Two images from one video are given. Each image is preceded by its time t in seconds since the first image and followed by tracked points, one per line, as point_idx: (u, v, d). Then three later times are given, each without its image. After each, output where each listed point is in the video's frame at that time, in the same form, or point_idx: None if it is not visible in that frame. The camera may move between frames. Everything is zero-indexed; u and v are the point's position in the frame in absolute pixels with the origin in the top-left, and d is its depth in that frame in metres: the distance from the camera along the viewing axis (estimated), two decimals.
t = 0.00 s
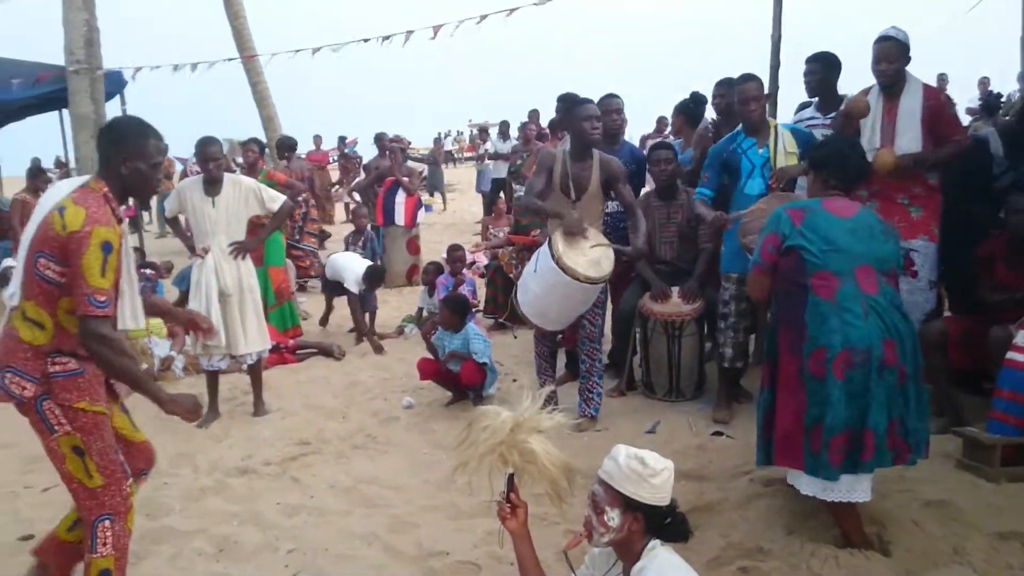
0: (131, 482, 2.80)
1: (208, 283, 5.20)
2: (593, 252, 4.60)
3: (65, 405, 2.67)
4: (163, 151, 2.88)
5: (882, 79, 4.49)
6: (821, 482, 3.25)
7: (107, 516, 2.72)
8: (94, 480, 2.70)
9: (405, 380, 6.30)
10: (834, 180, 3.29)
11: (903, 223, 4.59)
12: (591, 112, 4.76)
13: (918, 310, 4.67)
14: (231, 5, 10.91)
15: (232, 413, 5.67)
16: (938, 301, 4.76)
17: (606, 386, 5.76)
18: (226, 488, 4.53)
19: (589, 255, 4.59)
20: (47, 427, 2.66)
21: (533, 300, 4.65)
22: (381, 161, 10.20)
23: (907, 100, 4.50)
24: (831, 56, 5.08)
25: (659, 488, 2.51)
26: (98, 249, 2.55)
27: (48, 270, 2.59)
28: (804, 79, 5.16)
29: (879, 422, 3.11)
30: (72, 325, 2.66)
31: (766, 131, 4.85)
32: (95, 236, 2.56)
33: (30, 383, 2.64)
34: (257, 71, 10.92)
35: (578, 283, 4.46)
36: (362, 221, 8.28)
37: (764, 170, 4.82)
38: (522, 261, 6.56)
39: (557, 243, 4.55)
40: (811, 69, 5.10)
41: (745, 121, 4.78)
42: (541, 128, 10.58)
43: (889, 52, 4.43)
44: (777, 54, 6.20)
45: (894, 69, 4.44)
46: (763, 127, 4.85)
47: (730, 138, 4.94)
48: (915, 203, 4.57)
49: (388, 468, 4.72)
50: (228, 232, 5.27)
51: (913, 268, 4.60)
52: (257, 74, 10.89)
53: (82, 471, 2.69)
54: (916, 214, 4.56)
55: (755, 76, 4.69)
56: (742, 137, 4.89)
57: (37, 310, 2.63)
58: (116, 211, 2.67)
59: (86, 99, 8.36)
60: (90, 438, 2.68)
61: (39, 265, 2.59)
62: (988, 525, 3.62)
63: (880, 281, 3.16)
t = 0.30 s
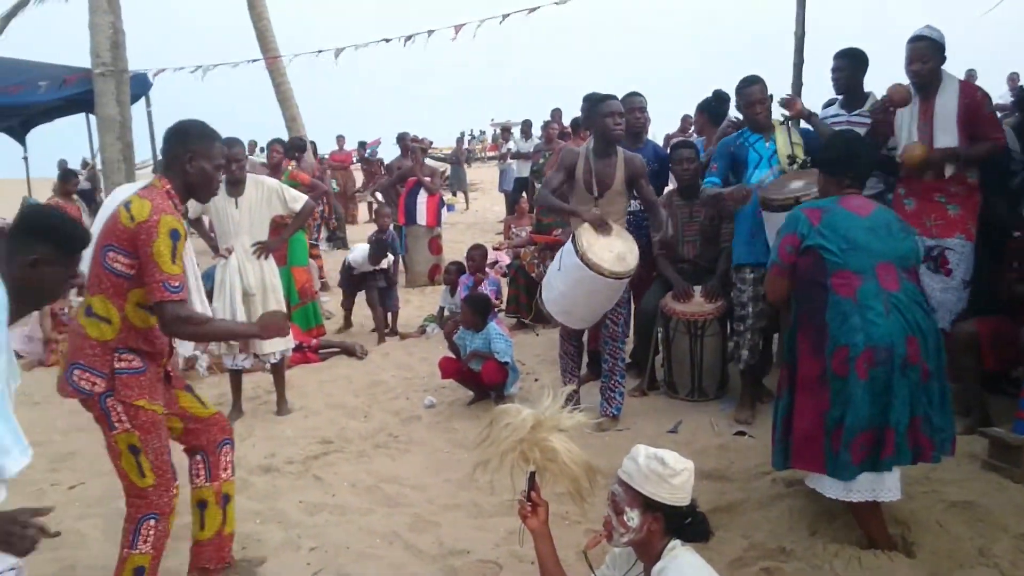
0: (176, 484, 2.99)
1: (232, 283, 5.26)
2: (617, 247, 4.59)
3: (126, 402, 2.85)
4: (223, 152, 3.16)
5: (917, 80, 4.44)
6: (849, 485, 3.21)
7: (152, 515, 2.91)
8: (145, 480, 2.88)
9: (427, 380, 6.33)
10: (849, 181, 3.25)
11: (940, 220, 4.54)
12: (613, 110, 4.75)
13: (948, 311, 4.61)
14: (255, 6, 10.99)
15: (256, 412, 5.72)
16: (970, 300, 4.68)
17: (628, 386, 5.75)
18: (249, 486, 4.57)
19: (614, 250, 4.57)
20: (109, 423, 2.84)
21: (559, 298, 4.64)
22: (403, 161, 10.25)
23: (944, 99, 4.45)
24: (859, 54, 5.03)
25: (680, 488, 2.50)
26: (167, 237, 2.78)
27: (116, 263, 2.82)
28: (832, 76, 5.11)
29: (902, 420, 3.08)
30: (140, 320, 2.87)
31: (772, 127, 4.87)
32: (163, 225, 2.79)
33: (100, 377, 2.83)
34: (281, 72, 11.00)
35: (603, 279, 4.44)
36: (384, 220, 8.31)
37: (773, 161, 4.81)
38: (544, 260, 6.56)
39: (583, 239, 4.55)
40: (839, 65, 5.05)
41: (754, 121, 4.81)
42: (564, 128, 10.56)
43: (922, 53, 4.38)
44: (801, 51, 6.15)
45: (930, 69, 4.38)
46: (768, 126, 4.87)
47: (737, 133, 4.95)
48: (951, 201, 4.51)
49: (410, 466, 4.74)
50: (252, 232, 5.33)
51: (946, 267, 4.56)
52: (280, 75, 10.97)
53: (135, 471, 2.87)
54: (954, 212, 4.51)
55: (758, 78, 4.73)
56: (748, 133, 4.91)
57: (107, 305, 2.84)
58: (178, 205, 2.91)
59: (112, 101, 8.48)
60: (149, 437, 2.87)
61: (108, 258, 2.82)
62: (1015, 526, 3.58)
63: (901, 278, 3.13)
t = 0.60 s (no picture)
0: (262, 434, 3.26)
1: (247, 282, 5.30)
2: (623, 241, 4.61)
3: (194, 380, 3.06)
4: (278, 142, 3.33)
5: (931, 72, 4.42)
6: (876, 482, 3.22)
7: (246, 462, 3.15)
8: (237, 437, 3.14)
9: (440, 377, 6.35)
10: (865, 173, 3.26)
11: (956, 214, 4.51)
12: (623, 105, 4.76)
13: (964, 305, 4.58)
14: (269, 7, 11.05)
15: (271, 410, 5.77)
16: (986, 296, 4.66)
17: (641, 382, 5.75)
18: (265, 484, 4.62)
19: (619, 244, 4.59)
20: (183, 400, 3.07)
21: (568, 293, 4.66)
22: (417, 160, 10.28)
23: (960, 91, 4.43)
24: (879, 47, 4.99)
25: (692, 485, 2.52)
26: (212, 225, 2.99)
27: (168, 247, 3.06)
28: (850, 69, 5.08)
29: (918, 417, 3.07)
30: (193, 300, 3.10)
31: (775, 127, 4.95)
32: (210, 213, 3.00)
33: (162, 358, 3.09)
34: (295, 71, 11.06)
35: (608, 273, 4.46)
36: (399, 219, 8.35)
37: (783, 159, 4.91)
38: (557, 258, 6.57)
39: (587, 233, 4.57)
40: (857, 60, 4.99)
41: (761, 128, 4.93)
42: (576, 125, 10.56)
43: (938, 44, 4.35)
44: (814, 46, 6.11)
45: (944, 62, 4.36)
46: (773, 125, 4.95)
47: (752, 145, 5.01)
48: (967, 195, 4.48)
49: (423, 464, 4.77)
50: (264, 231, 5.38)
51: (962, 262, 4.53)
52: (294, 75, 11.03)
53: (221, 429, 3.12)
54: (969, 206, 4.48)
55: (752, 88, 4.92)
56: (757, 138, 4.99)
57: (161, 288, 3.09)
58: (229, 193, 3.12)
59: (127, 102, 8.55)
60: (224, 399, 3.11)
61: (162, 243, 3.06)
62: None
63: (912, 273, 3.13)
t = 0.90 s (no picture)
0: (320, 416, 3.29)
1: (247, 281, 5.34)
2: (626, 234, 4.60)
3: (245, 378, 3.13)
4: (319, 147, 3.31)
5: (921, 68, 4.42)
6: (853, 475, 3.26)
7: (311, 449, 3.22)
8: (294, 424, 3.18)
9: (443, 375, 6.37)
10: (854, 170, 3.23)
11: (950, 209, 4.53)
12: (625, 100, 4.76)
13: (961, 299, 4.60)
14: (270, 6, 11.06)
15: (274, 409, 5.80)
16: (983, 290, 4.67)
17: (643, 378, 5.76)
18: (267, 482, 4.64)
19: (623, 239, 4.58)
20: (237, 397, 3.14)
21: (569, 287, 4.67)
22: (419, 158, 10.30)
23: (949, 87, 4.42)
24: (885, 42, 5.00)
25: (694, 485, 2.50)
26: (251, 239, 3.01)
27: (212, 257, 3.11)
28: (856, 63, 5.09)
29: (912, 412, 3.08)
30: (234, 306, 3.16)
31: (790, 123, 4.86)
32: (250, 227, 3.02)
33: (209, 365, 3.11)
34: (296, 70, 11.07)
35: (611, 266, 4.45)
36: (401, 217, 8.37)
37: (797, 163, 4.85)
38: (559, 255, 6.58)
39: (591, 228, 4.57)
40: (861, 53, 5.03)
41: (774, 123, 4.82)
42: (578, 122, 10.56)
43: (928, 40, 4.35)
44: (814, 41, 6.11)
45: (934, 57, 4.36)
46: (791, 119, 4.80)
47: (762, 140, 4.97)
48: (961, 189, 4.49)
49: (425, 461, 4.79)
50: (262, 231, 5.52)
51: (957, 256, 4.55)
52: (296, 74, 11.04)
53: (281, 421, 3.17)
54: (963, 200, 4.49)
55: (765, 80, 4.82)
56: (771, 136, 4.91)
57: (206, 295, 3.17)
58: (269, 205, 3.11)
59: (130, 102, 8.57)
60: (276, 395, 3.15)
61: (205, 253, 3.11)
62: None
63: (908, 269, 3.13)
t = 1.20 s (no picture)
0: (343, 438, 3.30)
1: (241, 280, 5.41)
2: (620, 235, 4.61)
3: (285, 369, 3.18)
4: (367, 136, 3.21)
5: (903, 65, 4.43)
6: (849, 474, 3.26)
7: (327, 469, 3.21)
8: (314, 435, 3.19)
9: (439, 373, 6.38)
10: (844, 168, 3.26)
11: (934, 204, 4.55)
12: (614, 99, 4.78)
13: (949, 293, 4.61)
14: (264, 4, 11.04)
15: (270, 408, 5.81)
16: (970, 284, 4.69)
17: (638, 375, 5.77)
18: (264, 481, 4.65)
19: (616, 236, 4.60)
20: (271, 390, 3.18)
21: (563, 286, 4.67)
22: (414, 157, 10.30)
23: (932, 83, 4.43)
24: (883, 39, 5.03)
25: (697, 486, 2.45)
26: (315, 230, 3.02)
27: (267, 247, 3.07)
28: (852, 59, 5.11)
29: (906, 408, 3.09)
30: (285, 298, 3.17)
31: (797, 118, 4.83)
32: (313, 217, 3.03)
33: (252, 349, 3.16)
34: (291, 69, 11.05)
35: (605, 264, 4.47)
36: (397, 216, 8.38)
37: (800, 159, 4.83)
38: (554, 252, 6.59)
39: (585, 225, 4.58)
40: (859, 49, 5.04)
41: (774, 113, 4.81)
42: (573, 118, 10.55)
43: (910, 37, 4.38)
44: (807, 37, 6.12)
45: (916, 54, 4.38)
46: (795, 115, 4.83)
47: (762, 131, 4.93)
48: (945, 185, 4.51)
49: (421, 459, 4.80)
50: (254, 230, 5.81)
51: (943, 251, 4.56)
52: (290, 72, 11.02)
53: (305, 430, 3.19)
54: (947, 195, 4.51)
55: (782, 64, 4.73)
56: (774, 127, 4.89)
57: (257, 283, 3.13)
58: (324, 193, 3.11)
59: (124, 101, 8.55)
60: (308, 399, 3.21)
61: (259, 242, 3.06)
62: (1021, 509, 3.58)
63: (901, 264, 3.15)
